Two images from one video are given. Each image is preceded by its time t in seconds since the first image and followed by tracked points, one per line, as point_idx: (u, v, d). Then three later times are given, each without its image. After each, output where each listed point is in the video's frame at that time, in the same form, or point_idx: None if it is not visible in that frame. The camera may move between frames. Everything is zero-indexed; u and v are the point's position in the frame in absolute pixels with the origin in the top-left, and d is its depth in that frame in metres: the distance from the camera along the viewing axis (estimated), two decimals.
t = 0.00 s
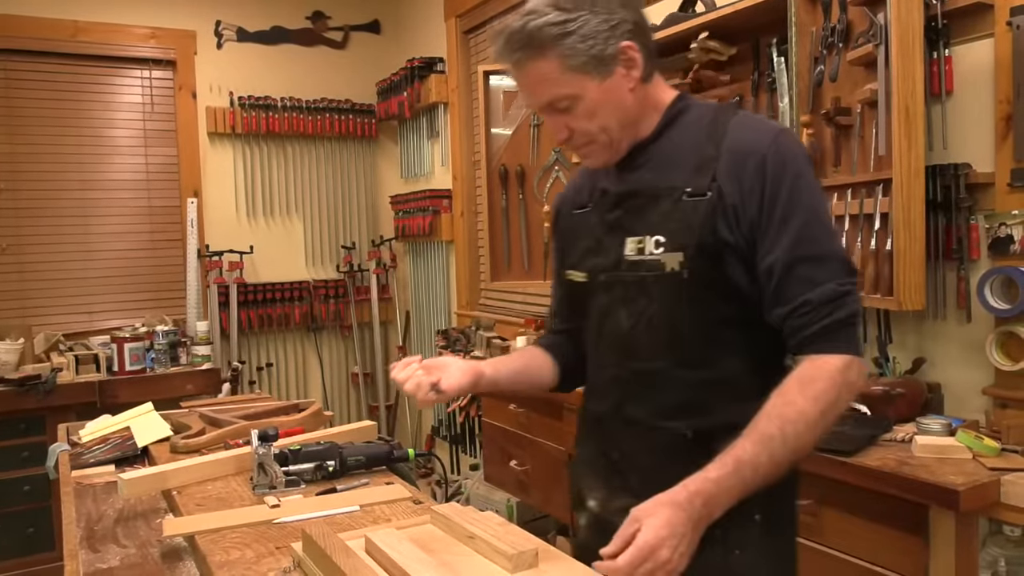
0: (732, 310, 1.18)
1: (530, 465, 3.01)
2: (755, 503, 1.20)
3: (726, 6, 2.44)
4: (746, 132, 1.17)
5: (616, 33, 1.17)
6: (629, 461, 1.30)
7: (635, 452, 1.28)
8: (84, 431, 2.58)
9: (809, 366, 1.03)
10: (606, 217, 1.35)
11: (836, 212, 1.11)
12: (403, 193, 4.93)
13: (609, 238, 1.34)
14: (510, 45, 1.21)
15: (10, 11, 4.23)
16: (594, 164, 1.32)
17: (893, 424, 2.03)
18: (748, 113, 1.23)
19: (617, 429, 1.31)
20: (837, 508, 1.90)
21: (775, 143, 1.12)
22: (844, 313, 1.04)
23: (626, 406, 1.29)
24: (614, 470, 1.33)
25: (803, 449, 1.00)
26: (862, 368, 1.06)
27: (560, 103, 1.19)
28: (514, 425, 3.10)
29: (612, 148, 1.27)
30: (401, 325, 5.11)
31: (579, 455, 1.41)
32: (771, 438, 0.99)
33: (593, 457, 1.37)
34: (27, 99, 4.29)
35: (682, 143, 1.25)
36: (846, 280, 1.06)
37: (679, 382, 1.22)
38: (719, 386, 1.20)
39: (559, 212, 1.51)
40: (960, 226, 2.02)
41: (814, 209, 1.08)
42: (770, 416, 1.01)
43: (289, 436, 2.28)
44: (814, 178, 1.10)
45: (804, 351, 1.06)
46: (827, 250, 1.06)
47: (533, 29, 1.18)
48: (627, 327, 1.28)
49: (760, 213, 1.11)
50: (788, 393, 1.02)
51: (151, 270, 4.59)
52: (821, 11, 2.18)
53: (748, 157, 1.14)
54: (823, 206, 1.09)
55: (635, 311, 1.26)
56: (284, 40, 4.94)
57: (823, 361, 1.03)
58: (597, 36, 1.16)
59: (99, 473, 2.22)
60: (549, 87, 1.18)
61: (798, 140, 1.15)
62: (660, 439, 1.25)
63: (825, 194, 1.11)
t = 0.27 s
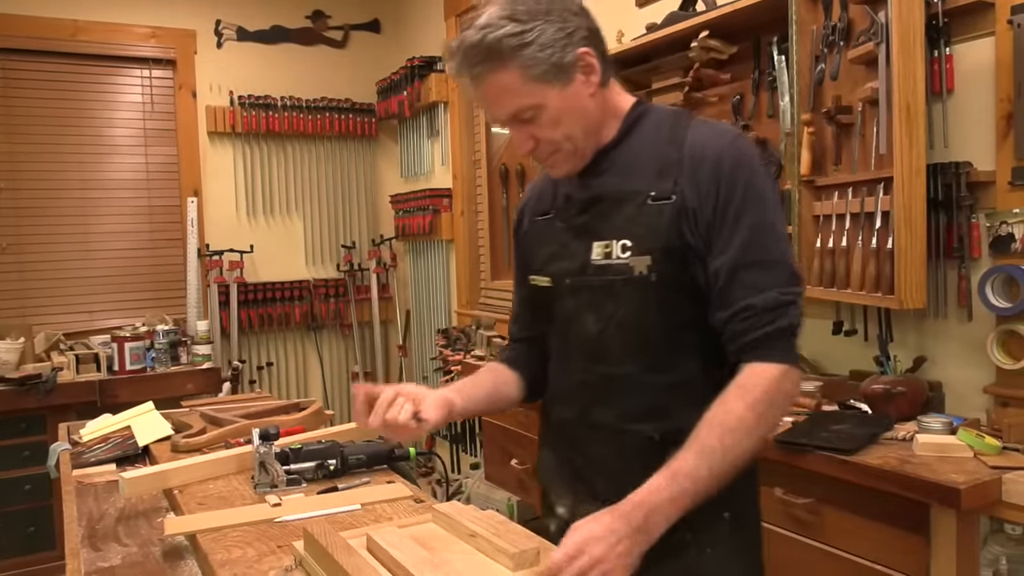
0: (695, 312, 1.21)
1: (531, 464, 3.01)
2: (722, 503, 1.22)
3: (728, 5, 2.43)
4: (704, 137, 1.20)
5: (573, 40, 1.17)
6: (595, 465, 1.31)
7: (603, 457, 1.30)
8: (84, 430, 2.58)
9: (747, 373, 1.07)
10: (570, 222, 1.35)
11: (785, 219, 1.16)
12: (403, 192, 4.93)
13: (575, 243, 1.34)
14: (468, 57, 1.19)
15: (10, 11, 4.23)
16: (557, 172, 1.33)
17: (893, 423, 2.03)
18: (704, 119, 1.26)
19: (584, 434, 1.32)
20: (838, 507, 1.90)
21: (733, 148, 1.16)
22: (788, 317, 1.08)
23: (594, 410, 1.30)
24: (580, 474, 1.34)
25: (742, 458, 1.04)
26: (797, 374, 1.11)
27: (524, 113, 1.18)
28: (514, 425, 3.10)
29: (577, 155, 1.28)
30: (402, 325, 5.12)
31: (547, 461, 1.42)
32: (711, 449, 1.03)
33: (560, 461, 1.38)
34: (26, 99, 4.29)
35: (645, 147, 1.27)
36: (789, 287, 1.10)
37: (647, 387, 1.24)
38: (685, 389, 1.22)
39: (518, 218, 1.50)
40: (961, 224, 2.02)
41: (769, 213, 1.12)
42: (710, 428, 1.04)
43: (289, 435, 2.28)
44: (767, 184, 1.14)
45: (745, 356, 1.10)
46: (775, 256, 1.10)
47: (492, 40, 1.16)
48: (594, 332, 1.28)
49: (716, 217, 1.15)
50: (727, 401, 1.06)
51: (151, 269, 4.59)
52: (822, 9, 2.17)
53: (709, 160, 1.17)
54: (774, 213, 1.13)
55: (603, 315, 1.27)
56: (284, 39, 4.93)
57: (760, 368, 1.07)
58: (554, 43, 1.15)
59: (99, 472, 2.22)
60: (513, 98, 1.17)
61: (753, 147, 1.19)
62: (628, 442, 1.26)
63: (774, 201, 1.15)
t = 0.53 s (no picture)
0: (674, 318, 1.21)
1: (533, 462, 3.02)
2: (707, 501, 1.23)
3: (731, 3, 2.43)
4: (679, 143, 1.19)
5: (550, 49, 1.15)
6: (579, 468, 1.32)
7: (588, 461, 1.30)
8: (86, 427, 2.58)
9: (681, 394, 1.06)
10: (551, 228, 1.33)
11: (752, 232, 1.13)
12: (405, 190, 4.93)
13: (556, 249, 1.32)
14: (444, 73, 1.15)
15: (12, 8, 4.23)
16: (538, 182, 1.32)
17: (896, 423, 2.03)
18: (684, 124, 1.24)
19: (567, 438, 1.32)
20: (840, 506, 1.90)
21: (707, 155, 1.14)
22: (734, 332, 1.06)
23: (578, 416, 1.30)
24: (564, 478, 1.35)
25: (684, 484, 1.01)
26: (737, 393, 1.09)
27: (505, 127, 1.15)
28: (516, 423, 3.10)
29: (561, 165, 1.27)
30: (403, 323, 5.12)
31: (531, 465, 1.42)
32: (648, 478, 1.01)
33: (545, 464, 1.38)
34: (27, 96, 4.29)
35: (623, 152, 1.25)
36: (739, 303, 1.08)
37: (629, 394, 1.24)
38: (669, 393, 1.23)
39: (499, 220, 1.48)
40: (965, 223, 2.01)
41: (739, 223, 1.10)
42: (649, 457, 1.03)
43: (292, 432, 2.28)
44: (740, 193, 1.12)
45: (688, 369, 1.09)
46: (729, 269, 1.08)
47: (468, 57, 1.12)
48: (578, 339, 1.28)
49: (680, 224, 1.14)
50: (664, 427, 1.04)
51: (152, 267, 4.59)
52: (826, 7, 2.17)
53: (682, 168, 1.15)
54: (738, 225, 1.11)
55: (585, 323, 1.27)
56: (286, 36, 4.93)
57: (699, 386, 1.06)
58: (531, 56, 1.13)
59: (102, 469, 2.22)
60: (493, 114, 1.14)
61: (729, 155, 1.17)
62: (612, 448, 1.27)
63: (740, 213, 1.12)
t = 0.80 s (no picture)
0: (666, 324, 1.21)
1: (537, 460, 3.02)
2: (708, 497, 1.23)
3: None
4: (662, 149, 1.17)
5: (524, 67, 1.12)
6: (582, 471, 1.32)
7: (588, 464, 1.31)
8: (89, 425, 2.58)
9: (691, 411, 1.06)
10: (537, 240, 1.32)
11: (746, 232, 1.11)
12: (407, 188, 4.93)
13: (543, 262, 1.31)
14: (419, 104, 1.12)
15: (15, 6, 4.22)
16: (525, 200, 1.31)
17: (902, 420, 2.02)
18: (667, 123, 1.23)
19: (568, 442, 1.33)
20: (846, 504, 1.89)
21: (689, 164, 1.12)
22: (729, 347, 1.06)
23: (576, 420, 1.30)
24: (566, 480, 1.35)
25: (698, 502, 1.03)
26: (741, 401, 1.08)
27: (487, 151, 1.13)
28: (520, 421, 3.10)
29: (547, 181, 1.25)
30: (405, 321, 5.12)
31: (535, 464, 1.43)
32: (659, 501, 1.02)
33: (545, 465, 1.40)
34: (29, 94, 4.28)
35: (606, 158, 1.24)
36: (734, 311, 1.07)
37: (625, 400, 1.25)
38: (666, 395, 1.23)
39: (487, 226, 1.47)
40: (971, 219, 2.00)
41: (725, 232, 1.08)
42: (660, 480, 1.04)
43: (295, 431, 2.28)
44: (728, 198, 1.11)
45: (692, 388, 1.08)
46: (722, 279, 1.07)
47: (440, 87, 1.09)
48: (570, 347, 1.29)
49: (670, 237, 1.12)
50: (675, 447, 1.05)
51: (154, 264, 4.58)
52: (832, 3, 2.16)
53: (666, 178, 1.14)
54: (730, 230, 1.09)
55: (578, 334, 1.27)
56: (288, 34, 4.92)
57: (706, 403, 1.05)
58: (505, 77, 1.10)
59: (106, 467, 2.22)
60: (472, 141, 1.12)
61: (714, 154, 1.15)
62: (610, 451, 1.28)
63: (733, 215, 1.10)
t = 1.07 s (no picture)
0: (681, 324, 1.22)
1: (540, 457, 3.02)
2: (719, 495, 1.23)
3: None
4: (679, 148, 1.18)
5: (538, 69, 1.12)
6: (591, 468, 1.33)
7: (601, 463, 1.31)
8: (91, 420, 2.57)
9: (703, 412, 1.09)
10: (551, 241, 1.31)
11: (762, 232, 1.12)
12: (410, 183, 4.92)
13: (556, 263, 1.31)
14: (431, 106, 1.12)
15: None
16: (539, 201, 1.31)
17: (909, 418, 2.01)
18: (683, 121, 1.23)
19: (582, 441, 1.33)
20: (852, 502, 1.88)
21: (707, 162, 1.13)
22: (745, 347, 1.08)
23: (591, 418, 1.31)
24: (575, 477, 1.37)
25: (708, 504, 1.06)
26: (753, 401, 1.10)
27: (501, 154, 1.13)
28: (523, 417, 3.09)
29: (559, 183, 1.25)
30: (407, 316, 5.11)
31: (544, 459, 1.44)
32: (671, 502, 1.06)
33: (554, 462, 1.41)
34: (32, 87, 4.27)
35: (622, 156, 1.24)
36: (750, 311, 1.08)
37: (640, 400, 1.25)
38: (680, 394, 1.24)
39: (497, 226, 1.46)
40: (980, 218, 1.99)
41: (743, 232, 1.10)
42: (672, 482, 1.07)
43: (299, 426, 2.27)
44: (745, 197, 1.12)
45: (707, 389, 1.11)
46: (738, 279, 1.08)
47: (455, 89, 1.09)
48: (585, 347, 1.29)
49: (685, 236, 1.14)
50: (686, 449, 1.09)
51: (156, 258, 4.57)
52: None
53: (684, 176, 1.15)
54: (747, 229, 1.10)
55: (594, 335, 1.27)
56: (291, 28, 4.90)
57: (719, 404, 1.09)
58: (521, 79, 1.10)
59: (108, 462, 2.21)
60: (487, 143, 1.12)
61: (731, 152, 1.16)
62: (624, 451, 1.28)
63: (749, 215, 1.12)
